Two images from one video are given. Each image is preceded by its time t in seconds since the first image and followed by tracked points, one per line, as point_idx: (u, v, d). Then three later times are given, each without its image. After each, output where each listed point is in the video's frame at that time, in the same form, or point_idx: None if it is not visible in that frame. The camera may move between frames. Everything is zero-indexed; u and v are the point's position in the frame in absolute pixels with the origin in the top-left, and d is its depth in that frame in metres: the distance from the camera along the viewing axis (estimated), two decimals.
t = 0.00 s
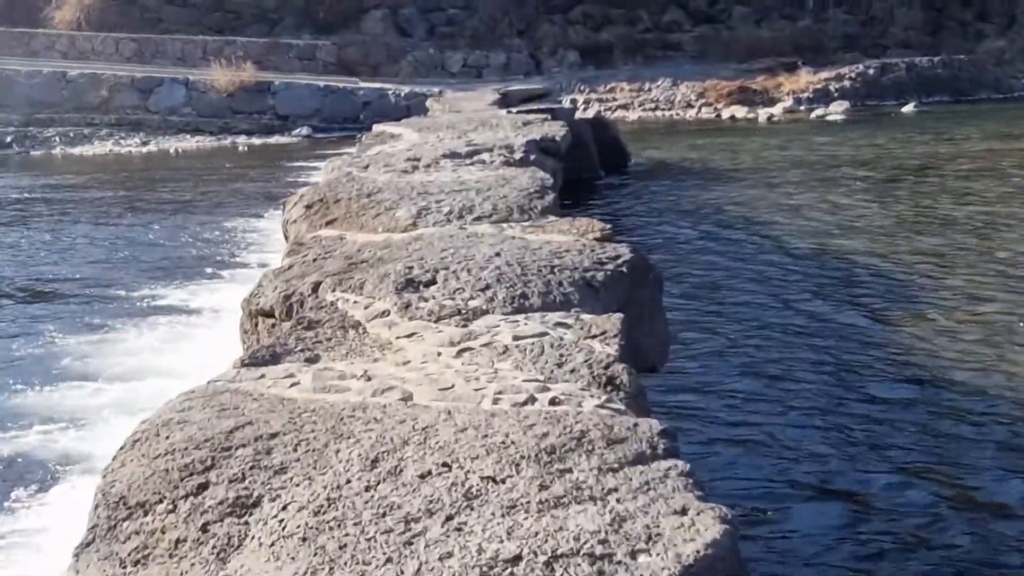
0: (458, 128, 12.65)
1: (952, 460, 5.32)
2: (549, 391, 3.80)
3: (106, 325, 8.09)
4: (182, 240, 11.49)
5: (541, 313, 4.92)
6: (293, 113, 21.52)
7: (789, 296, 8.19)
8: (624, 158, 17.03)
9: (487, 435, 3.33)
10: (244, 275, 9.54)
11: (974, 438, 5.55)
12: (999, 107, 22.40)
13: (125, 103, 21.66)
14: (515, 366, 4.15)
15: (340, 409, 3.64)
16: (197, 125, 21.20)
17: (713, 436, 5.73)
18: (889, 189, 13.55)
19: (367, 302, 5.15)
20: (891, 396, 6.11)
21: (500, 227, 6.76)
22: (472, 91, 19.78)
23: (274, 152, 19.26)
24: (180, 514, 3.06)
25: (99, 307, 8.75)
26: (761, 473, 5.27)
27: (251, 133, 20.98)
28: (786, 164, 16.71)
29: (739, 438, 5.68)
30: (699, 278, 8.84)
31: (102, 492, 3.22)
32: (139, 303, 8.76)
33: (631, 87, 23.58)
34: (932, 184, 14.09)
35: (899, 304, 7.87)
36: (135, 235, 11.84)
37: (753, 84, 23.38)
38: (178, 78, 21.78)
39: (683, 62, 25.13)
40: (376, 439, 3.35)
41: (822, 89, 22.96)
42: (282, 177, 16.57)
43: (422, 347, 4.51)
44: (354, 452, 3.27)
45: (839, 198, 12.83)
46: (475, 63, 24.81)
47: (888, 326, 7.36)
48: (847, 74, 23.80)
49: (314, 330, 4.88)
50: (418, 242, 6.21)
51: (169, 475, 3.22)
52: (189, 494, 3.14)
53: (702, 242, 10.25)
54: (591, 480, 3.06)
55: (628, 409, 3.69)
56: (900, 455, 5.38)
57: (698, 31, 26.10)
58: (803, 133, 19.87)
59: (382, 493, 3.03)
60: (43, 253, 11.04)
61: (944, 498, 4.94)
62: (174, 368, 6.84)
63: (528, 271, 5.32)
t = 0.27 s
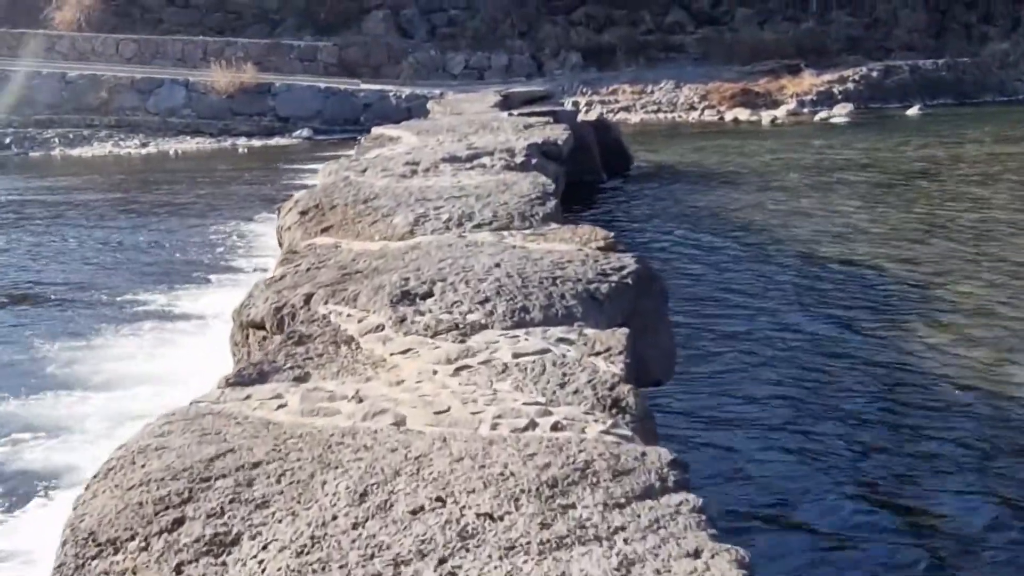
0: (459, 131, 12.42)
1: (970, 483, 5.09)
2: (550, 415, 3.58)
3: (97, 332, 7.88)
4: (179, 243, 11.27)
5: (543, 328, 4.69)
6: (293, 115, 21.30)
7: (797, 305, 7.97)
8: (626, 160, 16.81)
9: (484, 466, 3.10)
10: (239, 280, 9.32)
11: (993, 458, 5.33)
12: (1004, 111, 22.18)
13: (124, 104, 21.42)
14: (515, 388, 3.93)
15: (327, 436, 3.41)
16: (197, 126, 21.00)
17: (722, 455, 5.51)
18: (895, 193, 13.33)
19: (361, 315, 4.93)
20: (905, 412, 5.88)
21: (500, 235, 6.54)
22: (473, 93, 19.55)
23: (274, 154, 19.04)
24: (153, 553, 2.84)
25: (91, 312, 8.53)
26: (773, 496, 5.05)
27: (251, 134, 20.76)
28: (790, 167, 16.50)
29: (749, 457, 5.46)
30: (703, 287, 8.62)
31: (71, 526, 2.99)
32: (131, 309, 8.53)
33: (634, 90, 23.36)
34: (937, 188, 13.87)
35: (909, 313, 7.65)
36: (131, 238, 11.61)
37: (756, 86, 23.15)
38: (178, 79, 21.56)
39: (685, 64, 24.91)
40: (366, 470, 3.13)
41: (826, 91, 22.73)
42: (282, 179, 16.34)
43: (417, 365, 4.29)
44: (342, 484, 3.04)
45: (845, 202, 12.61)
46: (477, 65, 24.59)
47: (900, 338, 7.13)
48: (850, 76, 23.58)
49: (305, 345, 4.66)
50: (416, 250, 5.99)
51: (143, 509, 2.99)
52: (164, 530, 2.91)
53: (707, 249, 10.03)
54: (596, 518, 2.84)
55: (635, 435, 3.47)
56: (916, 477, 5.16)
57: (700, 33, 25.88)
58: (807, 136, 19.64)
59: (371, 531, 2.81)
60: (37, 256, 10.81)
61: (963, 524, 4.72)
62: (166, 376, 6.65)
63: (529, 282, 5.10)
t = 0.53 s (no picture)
0: (460, 136, 12.21)
1: (986, 513, 4.87)
2: (547, 440, 3.35)
3: (88, 339, 7.66)
4: (176, 249, 11.05)
5: (541, 344, 4.46)
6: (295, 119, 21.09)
7: (804, 316, 7.74)
8: (629, 165, 16.58)
9: (474, 500, 2.88)
10: (235, 287, 9.11)
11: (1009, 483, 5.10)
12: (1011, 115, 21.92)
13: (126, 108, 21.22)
14: (510, 410, 3.70)
15: (307, 464, 3.19)
16: (199, 131, 20.78)
17: (729, 479, 5.29)
18: (901, 199, 13.09)
19: (352, 329, 4.70)
20: (918, 432, 5.65)
21: (498, 244, 6.32)
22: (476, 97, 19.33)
23: (275, 159, 18.83)
24: None
25: (82, 320, 8.31)
26: (784, 524, 4.83)
27: (253, 139, 20.56)
28: (795, 172, 16.27)
29: (757, 480, 5.24)
30: (707, 296, 8.39)
31: (28, 565, 2.77)
32: (124, 317, 8.32)
33: (637, 94, 23.13)
34: (944, 194, 13.63)
35: (920, 325, 7.42)
36: (127, 244, 11.40)
37: (760, 90, 22.92)
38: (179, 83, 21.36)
39: (689, 68, 24.68)
40: (347, 503, 2.90)
41: (831, 95, 22.49)
42: (282, 184, 16.13)
43: (408, 384, 4.07)
44: (320, 519, 2.82)
45: (850, 208, 12.38)
46: (479, 69, 24.38)
47: (910, 351, 6.90)
48: (855, 80, 23.33)
49: (292, 361, 4.43)
50: (410, 260, 5.77)
51: (105, 547, 2.78)
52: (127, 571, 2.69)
53: (711, 257, 9.80)
54: (593, 561, 2.62)
55: (636, 462, 3.24)
56: (930, 503, 4.93)
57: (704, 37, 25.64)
58: (811, 140, 19.41)
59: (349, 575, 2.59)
60: (32, 262, 10.60)
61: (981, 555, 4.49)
62: (155, 386, 6.45)
63: (527, 296, 4.88)
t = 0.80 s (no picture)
0: (473, 141, 12.02)
1: (1010, 550, 4.67)
2: (550, 474, 3.15)
3: (90, 345, 7.48)
4: (184, 252, 10.88)
5: (548, 364, 4.26)
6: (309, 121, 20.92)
7: (820, 334, 7.53)
8: (643, 172, 16.37)
9: (469, 542, 2.70)
10: (241, 291, 8.93)
11: None
12: None
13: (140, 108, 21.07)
14: (512, 439, 3.50)
15: (293, 497, 3.01)
16: (213, 132, 20.63)
17: (742, 508, 5.09)
18: (919, 210, 12.86)
19: (351, 346, 4.51)
20: (938, 461, 5.45)
21: (506, 256, 6.12)
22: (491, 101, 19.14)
23: (288, 160, 18.67)
24: None
25: (85, 324, 8.14)
26: (797, 558, 4.63)
27: (267, 140, 20.40)
28: (811, 181, 16.04)
29: (770, 511, 5.04)
30: (720, 310, 8.19)
31: None
32: (127, 321, 8.14)
33: (652, 99, 22.89)
34: (963, 206, 13.39)
35: (940, 345, 7.19)
36: (135, 245, 11.23)
37: (776, 97, 22.66)
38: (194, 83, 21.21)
39: (705, 74, 24.45)
40: (335, 543, 2.72)
41: (848, 103, 22.23)
42: (295, 186, 15.95)
43: (408, 406, 3.87)
44: (303, 562, 2.64)
45: (867, 219, 12.14)
46: (494, 73, 24.18)
47: (929, 372, 6.69)
48: (872, 88, 23.05)
49: (288, 379, 4.24)
50: (415, 272, 5.58)
51: None
52: None
53: (725, 269, 9.59)
54: None
55: (645, 500, 3.05)
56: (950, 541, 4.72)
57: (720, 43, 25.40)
58: (828, 148, 19.17)
59: None
60: (39, 263, 10.43)
61: None
62: (154, 394, 6.26)
63: (534, 313, 4.68)
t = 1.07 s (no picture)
0: (485, 145, 11.85)
1: None
2: (564, 504, 2.99)
3: (94, 349, 7.32)
4: (193, 253, 10.72)
5: (561, 383, 4.09)
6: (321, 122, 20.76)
7: (837, 348, 7.35)
8: (657, 177, 16.18)
9: None
10: (248, 295, 8.76)
11: None
12: None
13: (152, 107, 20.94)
14: (524, 465, 3.33)
15: (292, 529, 2.86)
16: (225, 132, 20.49)
17: (759, 533, 4.93)
18: (935, 219, 12.65)
19: (358, 361, 4.34)
20: (960, 486, 5.28)
21: (519, 266, 5.94)
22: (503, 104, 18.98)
23: (300, 161, 18.53)
24: None
25: (90, 326, 7.98)
26: None
27: (278, 141, 20.26)
28: (825, 188, 15.84)
29: (789, 537, 4.87)
30: (734, 321, 8.01)
31: None
32: (133, 324, 7.98)
33: (665, 103, 22.68)
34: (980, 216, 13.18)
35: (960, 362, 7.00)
36: (144, 247, 11.07)
37: (790, 103, 22.45)
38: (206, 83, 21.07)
39: (719, 79, 24.24)
40: None
41: (863, 109, 22.00)
42: (305, 188, 15.79)
43: (415, 427, 3.70)
44: None
45: (882, 227, 11.94)
46: (507, 75, 24.01)
47: (950, 391, 6.50)
48: (887, 95, 22.81)
49: (290, 396, 4.07)
50: (425, 283, 5.41)
51: None
52: None
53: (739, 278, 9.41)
54: None
55: (664, 535, 2.88)
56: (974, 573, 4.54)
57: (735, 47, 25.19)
58: (843, 155, 18.96)
59: None
60: (46, 264, 10.29)
61: None
62: (160, 401, 6.10)
63: (547, 329, 4.51)
